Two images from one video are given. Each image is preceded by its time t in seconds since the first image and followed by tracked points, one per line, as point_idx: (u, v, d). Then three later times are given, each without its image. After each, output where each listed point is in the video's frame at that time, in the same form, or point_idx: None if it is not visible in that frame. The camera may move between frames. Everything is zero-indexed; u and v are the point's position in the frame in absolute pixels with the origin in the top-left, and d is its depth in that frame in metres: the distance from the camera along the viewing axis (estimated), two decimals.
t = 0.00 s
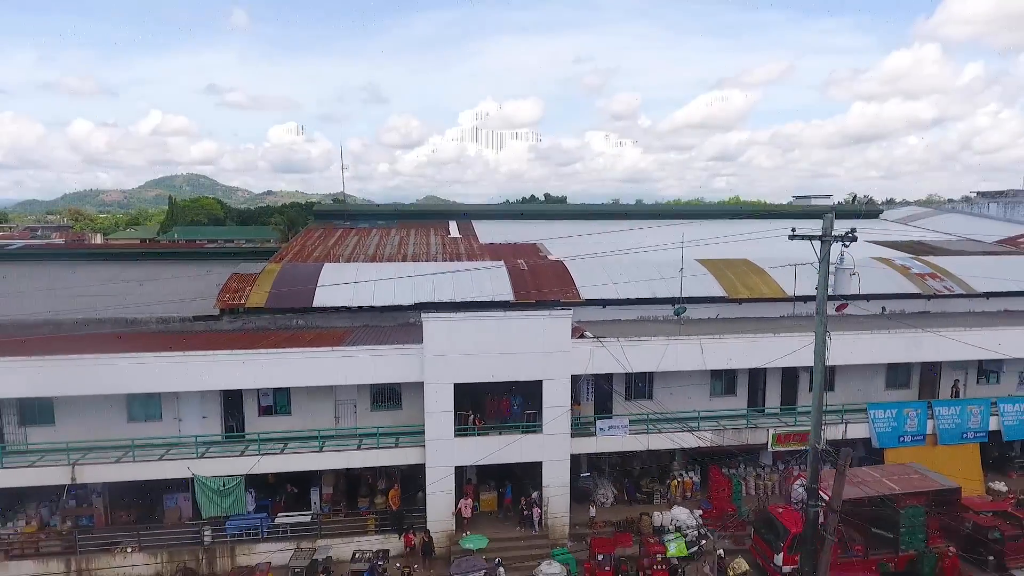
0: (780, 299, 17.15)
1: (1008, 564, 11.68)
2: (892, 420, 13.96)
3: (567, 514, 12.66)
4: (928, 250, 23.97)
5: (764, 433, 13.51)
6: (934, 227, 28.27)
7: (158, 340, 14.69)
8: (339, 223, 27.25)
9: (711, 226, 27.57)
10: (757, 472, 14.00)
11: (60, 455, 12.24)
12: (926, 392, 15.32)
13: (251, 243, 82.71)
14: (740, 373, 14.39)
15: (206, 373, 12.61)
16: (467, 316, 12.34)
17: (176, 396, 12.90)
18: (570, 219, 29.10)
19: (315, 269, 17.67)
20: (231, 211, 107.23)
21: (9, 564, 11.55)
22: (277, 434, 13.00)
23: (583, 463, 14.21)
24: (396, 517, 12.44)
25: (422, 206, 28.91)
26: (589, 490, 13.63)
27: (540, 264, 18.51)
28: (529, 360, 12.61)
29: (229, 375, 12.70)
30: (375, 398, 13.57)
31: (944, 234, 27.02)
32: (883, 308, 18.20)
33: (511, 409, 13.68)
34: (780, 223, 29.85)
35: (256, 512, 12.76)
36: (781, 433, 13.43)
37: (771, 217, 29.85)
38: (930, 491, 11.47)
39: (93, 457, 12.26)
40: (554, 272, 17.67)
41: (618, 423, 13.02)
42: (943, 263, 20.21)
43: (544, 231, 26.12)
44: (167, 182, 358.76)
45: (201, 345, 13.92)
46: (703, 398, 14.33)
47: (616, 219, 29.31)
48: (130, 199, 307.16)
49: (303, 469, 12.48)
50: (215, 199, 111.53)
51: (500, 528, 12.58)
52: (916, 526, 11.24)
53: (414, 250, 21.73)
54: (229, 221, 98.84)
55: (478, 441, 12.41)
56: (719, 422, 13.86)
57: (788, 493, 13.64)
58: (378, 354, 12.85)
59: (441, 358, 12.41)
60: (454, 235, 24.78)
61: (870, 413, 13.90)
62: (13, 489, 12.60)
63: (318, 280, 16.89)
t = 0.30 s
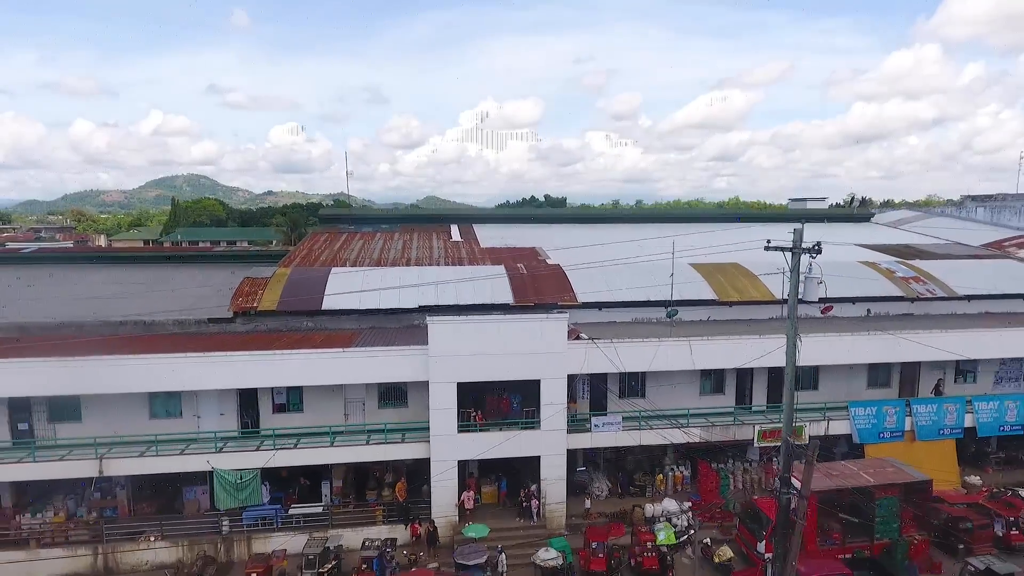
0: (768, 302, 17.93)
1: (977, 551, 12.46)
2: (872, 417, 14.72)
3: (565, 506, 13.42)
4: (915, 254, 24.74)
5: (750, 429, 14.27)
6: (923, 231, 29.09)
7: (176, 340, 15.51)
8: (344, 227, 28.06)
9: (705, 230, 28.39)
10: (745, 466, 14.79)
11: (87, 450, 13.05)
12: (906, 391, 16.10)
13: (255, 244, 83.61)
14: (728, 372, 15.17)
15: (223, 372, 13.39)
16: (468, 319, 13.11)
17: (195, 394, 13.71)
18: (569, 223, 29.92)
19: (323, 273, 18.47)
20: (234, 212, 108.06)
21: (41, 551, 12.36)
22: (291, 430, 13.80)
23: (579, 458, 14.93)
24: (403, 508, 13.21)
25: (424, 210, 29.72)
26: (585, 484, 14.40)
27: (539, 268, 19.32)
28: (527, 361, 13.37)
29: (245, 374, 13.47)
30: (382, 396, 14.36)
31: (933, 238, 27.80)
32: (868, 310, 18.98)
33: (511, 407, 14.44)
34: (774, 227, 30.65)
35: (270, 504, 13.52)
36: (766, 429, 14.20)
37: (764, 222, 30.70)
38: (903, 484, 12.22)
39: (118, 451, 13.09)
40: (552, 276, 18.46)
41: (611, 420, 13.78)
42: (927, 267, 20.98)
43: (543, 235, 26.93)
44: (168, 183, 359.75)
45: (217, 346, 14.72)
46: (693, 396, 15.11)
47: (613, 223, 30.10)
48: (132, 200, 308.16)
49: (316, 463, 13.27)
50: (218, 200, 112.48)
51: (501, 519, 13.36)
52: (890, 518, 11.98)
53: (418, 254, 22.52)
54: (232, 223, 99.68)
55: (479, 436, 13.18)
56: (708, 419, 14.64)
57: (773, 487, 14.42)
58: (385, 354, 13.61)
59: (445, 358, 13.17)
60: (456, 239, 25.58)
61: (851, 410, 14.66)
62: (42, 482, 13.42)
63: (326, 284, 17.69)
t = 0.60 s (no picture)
0: (757, 305, 18.71)
1: (950, 540, 13.16)
2: (853, 415, 15.50)
3: (561, 499, 14.20)
4: (902, 257, 25.53)
5: (737, 427, 15.05)
6: (913, 235, 29.89)
7: (191, 342, 16.31)
8: (349, 231, 28.87)
9: (700, 235, 29.19)
10: (732, 462, 15.58)
11: (111, 445, 13.82)
12: (887, 390, 16.88)
13: (256, 246, 84.50)
14: (717, 372, 15.94)
15: (238, 372, 14.16)
16: (469, 322, 13.87)
17: (212, 393, 14.50)
18: (567, 227, 30.72)
19: (330, 277, 19.26)
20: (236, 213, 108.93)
21: (67, 542, 13.07)
22: (302, 428, 14.56)
23: (576, 454, 15.70)
24: (408, 501, 14.01)
25: (426, 214, 30.52)
26: (581, 479, 15.18)
27: (537, 272, 20.11)
28: (525, 362, 14.14)
29: (258, 374, 14.23)
30: (388, 395, 15.15)
31: (921, 241, 28.58)
32: (854, 312, 19.75)
33: (510, 405, 15.20)
34: (767, 230, 31.46)
35: (282, 497, 14.29)
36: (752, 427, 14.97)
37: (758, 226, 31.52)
38: (879, 478, 12.90)
39: (139, 447, 13.88)
40: (550, 281, 19.21)
41: (606, 417, 14.54)
42: (912, 271, 21.77)
43: (542, 238, 27.73)
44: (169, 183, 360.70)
45: (231, 347, 15.50)
46: (683, 395, 15.89)
47: (610, 227, 30.89)
48: (133, 201, 309.10)
49: (326, 458, 14.04)
50: (219, 201, 113.29)
51: (501, 511, 14.14)
52: (867, 509, 12.67)
53: (420, 258, 23.30)
54: (234, 225, 100.53)
55: (480, 433, 13.95)
56: (697, 417, 15.41)
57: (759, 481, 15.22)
58: (390, 356, 14.36)
59: (447, 359, 13.93)
60: (457, 243, 26.38)
61: (834, 409, 15.42)
62: (67, 476, 14.18)
63: (334, 288, 18.46)
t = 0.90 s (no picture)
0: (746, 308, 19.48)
1: (925, 531, 13.88)
2: (836, 413, 16.24)
3: (557, 493, 14.95)
4: (890, 260, 26.27)
5: (725, 424, 15.80)
6: (902, 239, 30.64)
7: (204, 343, 17.08)
8: (353, 235, 29.67)
9: (694, 238, 29.98)
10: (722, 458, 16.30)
11: (131, 442, 14.61)
12: (870, 390, 17.62)
13: (258, 247, 85.38)
14: (707, 372, 16.69)
15: (251, 372, 14.91)
16: (470, 325, 14.64)
17: (226, 392, 15.28)
18: (565, 231, 31.51)
19: (336, 281, 20.04)
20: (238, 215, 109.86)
21: (90, 533, 13.82)
22: (311, 424, 15.29)
23: (571, 450, 16.44)
24: (412, 494, 14.77)
25: (428, 219, 31.31)
26: (577, 474, 15.94)
27: (536, 276, 20.88)
28: (523, 363, 14.89)
29: (270, 374, 14.99)
30: (393, 394, 15.91)
31: (910, 245, 29.33)
32: (841, 315, 20.48)
33: (509, 404, 15.94)
34: (760, 234, 32.24)
35: (293, 491, 15.04)
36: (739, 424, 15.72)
37: (751, 230, 32.29)
38: (858, 472, 13.65)
39: (158, 443, 14.67)
40: (548, 285, 19.99)
41: (600, 415, 15.30)
42: (898, 275, 22.50)
43: (541, 242, 28.51)
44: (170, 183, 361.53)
45: (243, 348, 16.26)
46: (674, 395, 16.65)
47: (607, 231, 31.67)
48: (134, 201, 310.03)
49: (334, 454, 14.79)
50: (220, 202, 114.23)
51: (500, 505, 14.90)
52: (846, 502, 13.43)
53: (422, 261, 24.06)
54: (236, 226, 101.36)
55: (480, 430, 14.71)
56: (687, 415, 16.15)
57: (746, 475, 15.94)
58: (395, 356, 15.10)
59: (449, 360, 14.69)
60: (458, 247, 27.16)
61: (817, 407, 16.16)
62: (88, 471, 14.95)
63: (340, 292, 19.23)
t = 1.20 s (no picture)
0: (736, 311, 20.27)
1: (901, 524, 14.60)
2: (821, 413, 16.99)
3: (554, 488, 15.72)
4: (879, 264, 27.01)
5: (714, 423, 16.57)
6: (892, 243, 31.42)
7: (216, 345, 17.86)
8: (356, 239, 30.48)
9: (688, 242, 30.77)
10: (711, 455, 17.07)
11: (149, 439, 15.40)
12: (854, 390, 18.39)
13: (260, 248, 86.27)
14: (697, 373, 17.45)
15: (262, 373, 15.67)
16: (470, 328, 15.41)
17: (239, 392, 16.06)
18: (563, 235, 32.30)
19: (341, 285, 20.82)
20: (240, 216, 110.67)
21: (111, 526, 14.59)
22: (319, 422, 16.06)
23: (567, 448, 17.22)
24: (415, 489, 15.54)
25: (429, 223, 32.10)
26: (573, 470, 16.67)
27: (534, 280, 21.67)
28: (521, 364, 15.66)
29: (280, 375, 15.75)
30: (397, 394, 16.69)
31: (899, 249, 30.11)
32: (828, 318, 21.23)
33: (508, 404, 16.70)
34: (753, 238, 33.02)
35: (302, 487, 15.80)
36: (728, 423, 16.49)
37: (744, 234, 33.07)
38: (838, 468, 14.38)
39: (174, 440, 15.46)
40: (546, 289, 20.77)
41: (594, 414, 16.07)
42: (885, 280, 23.28)
43: (539, 246, 29.32)
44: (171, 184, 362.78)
45: (254, 350, 17.03)
46: (666, 395, 17.42)
47: (604, 235, 32.45)
48: (135, 202, 310.84)
49: (341, 451, 15.56)
50: (222, 203, 115.08)
51: (500, 499, 15.67)
52: (827, 497, 14.19)
53: (424, 265, 24.84)
54: (238, 227, 102.19)
55: (480, 428, 15.47)
56: (678, 414, 16.92)
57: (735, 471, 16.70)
58: (399, 358, 15.87)
59: (451, 362, 15.46)
60: (458, 251, 27.96)
61: (802, 407, 16.92)
62: (107, 467, 15.71)
63: (345, 296, 20.00)
